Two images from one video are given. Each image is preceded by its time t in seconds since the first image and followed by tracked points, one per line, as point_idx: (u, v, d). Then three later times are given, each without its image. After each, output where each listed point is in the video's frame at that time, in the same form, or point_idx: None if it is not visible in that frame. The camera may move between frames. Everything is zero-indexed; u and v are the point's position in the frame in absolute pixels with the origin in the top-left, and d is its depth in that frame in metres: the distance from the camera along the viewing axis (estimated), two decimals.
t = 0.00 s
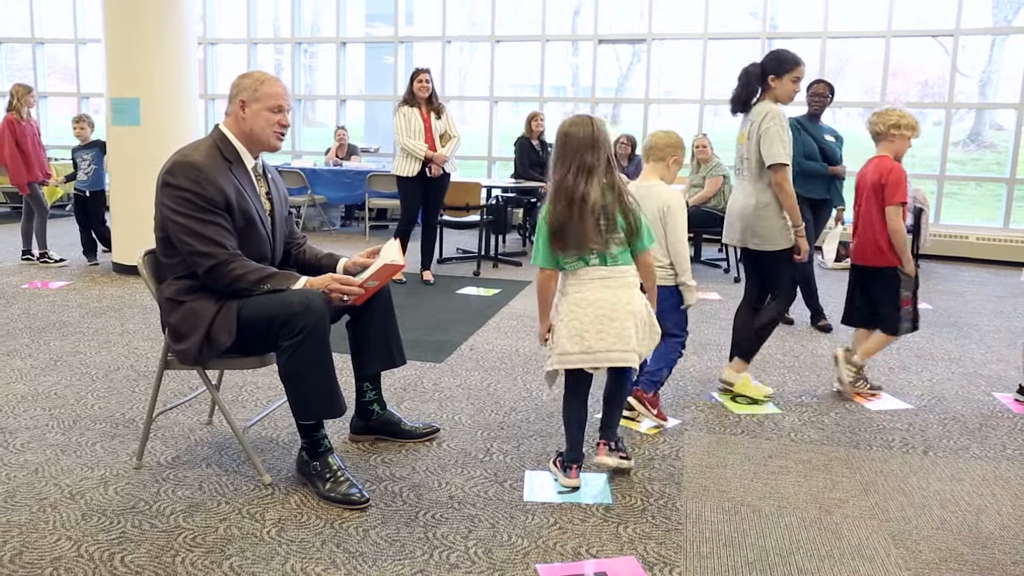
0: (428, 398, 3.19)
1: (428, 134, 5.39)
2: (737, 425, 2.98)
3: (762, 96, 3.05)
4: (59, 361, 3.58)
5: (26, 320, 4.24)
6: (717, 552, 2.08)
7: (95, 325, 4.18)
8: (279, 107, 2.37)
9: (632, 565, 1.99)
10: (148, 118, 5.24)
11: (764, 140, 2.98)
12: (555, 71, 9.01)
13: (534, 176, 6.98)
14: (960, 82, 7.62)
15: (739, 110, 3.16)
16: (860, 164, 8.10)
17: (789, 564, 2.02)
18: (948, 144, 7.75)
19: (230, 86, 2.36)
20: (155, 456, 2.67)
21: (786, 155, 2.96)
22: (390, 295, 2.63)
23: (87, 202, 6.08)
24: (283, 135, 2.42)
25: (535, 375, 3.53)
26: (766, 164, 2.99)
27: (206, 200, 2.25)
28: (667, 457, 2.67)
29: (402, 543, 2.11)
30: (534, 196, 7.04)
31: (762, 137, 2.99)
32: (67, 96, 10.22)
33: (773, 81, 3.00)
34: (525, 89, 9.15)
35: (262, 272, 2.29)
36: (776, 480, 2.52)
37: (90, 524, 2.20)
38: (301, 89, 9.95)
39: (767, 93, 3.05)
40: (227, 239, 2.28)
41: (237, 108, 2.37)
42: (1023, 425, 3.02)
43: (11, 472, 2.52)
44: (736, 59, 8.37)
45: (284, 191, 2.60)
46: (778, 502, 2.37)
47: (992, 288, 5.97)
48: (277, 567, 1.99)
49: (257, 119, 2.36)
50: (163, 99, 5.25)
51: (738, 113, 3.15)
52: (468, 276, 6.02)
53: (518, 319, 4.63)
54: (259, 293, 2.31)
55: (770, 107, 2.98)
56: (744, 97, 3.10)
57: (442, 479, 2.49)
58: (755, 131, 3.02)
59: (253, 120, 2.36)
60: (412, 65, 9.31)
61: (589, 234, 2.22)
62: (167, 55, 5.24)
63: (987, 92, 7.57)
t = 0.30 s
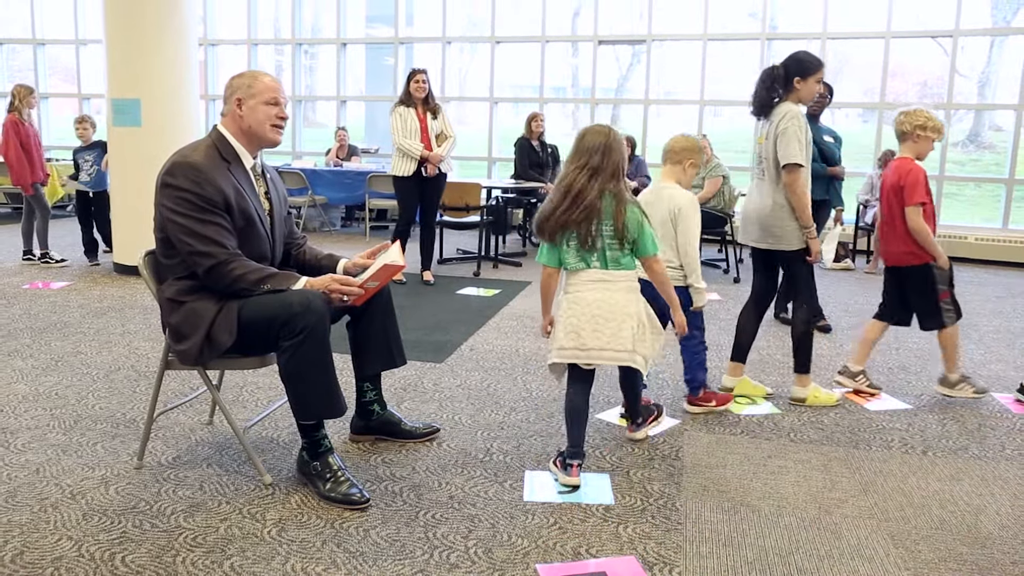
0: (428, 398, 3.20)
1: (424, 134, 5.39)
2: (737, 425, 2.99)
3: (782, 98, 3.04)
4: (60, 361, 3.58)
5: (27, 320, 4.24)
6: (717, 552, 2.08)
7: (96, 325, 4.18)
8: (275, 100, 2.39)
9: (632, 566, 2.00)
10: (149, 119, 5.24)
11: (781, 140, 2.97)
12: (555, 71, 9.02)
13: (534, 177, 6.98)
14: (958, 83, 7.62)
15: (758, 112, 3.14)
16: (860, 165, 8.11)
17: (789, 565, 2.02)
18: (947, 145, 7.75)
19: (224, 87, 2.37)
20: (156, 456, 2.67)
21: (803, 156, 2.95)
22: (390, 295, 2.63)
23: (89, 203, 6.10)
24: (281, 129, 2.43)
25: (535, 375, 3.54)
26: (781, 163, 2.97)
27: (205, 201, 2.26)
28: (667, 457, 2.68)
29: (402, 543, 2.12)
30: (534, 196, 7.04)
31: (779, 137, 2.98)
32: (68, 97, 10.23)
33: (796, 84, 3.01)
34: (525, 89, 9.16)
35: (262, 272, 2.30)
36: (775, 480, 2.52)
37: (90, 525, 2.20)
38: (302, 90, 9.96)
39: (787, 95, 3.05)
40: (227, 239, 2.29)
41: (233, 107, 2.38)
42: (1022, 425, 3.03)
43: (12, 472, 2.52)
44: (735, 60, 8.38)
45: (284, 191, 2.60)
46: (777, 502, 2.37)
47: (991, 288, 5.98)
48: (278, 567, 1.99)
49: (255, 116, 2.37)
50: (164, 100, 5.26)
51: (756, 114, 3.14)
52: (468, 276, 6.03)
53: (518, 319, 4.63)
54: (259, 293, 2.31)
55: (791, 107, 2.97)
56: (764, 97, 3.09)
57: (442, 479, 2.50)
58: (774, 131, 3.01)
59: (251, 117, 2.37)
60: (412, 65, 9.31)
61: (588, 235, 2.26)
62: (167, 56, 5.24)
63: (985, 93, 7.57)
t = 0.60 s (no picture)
0: (428, 399, 3.20)
1: (419, 134, 5.39)
2: (736, 425, 3.00)
3: (816, 97, 2.98)
4: (61, 361, 3.59)
5: (28, 320, 4.25)
6: (716, 552, 2.09)
7: (97, 326, 4.19)
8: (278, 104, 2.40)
9: (632, 566, 2.00)
10: (150, 119, 5.25)
11: (815, 141, 2.92)
12: (555, 72, 9.03)
13: (534, 178, 6.99)
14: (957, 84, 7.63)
15: (793, 111, 3.08)
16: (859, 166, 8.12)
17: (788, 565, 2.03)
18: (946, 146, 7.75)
19: (227, 88, 2.38)
20: (157, 456, 2.68)
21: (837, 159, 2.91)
22: (390, 296, 2.64)
23: (91, 204, 6.12)
24: (282, 132, 2.44)
25: (536, 376, 3.54)
26: (813, 165, 2.93)
27: (207, 201, 2.26)
28: (667, 457, 2.68)
29: (403, 543, 2.12)
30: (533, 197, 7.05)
31: (812, 138, 2.93)
32: (68, 98, 10.24)
33: (833, 85, 2.96)
34: (525, 90, 9.18)
35: (263, 273, 2.31)
36: (774, 480, 2.53)
37: (91, 524, 2.21)
38: (302, 91, 9.97)
39: (822, 94, 2.98)
40: (229, 240, 2.29)
41: (236, 108, 2.39)
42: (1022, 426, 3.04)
43: (13, 471, 2.53)
44: (735, 60, 8.40)
45: (285, 192, 2.61)
46: (776, 502, 2.38)
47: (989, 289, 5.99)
48: (279, 567, 2.00)
49: (258, 118, 2.38)
50: (165, 100, 5.26)
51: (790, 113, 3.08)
52: (468, 277, 6.04)
53: (519, 319, 4.64)
54: (260, 294, 2.32)
55: (827, 108, 2.91)
56: (799, 96, 3.02)
57: (442, 479, 2.51)
58: (807, 131, 2.96)
59: (254, 118, 2.38)
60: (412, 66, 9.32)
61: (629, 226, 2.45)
62: (168, 56, 5.25)
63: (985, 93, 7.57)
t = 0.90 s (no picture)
0: (428, 399, 3.21)
1: (415, 134, 5.40)
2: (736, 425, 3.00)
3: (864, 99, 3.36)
4: (61, 362, 3.60)
5: (28, 320, 4.26)
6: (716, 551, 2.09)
7: (98, 326, 4.19)
8: (282, 114, 2.41)
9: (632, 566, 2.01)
10: (151, 120, 5.26)
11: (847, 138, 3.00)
12: (555, 73, 9.05)
13: (534, 178, 7.00)
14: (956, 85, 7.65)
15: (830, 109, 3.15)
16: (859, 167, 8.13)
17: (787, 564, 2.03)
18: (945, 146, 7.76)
19: (235, 90, 2.39)
20: (157, 456, 2.68)
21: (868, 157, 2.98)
22: (390, 296, 2.64)
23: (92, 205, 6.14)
24: (283, 143, 2.44)
25: (535, 376, 3.55)
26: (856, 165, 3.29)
27: (208, 202, 2.27)
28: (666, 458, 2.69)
29: (403, 543, 2.13)
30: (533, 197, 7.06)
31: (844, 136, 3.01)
32: (69, 99, 10.24)
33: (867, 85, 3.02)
34: (525, 91, 9.19)
35: (263, 273, 2.32)
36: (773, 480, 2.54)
37: (92, 525, 2.22)
38: (302, 92, 9.98)
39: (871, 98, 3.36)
40: (229, 241, 2.30)
41: (240, 111, 2.40)
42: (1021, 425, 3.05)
43: (15, 471, 2.54)
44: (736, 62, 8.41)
45: (285, 193, 2.61)
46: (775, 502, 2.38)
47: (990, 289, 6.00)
48: (279, 567, 2.01)
49: (261, 124, 2.39)
50: (166, 101, 5.27)
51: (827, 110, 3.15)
52: (468, 277, 6.05)
53: (519, 320, 4.65)
54: (261, 295, 2.33)
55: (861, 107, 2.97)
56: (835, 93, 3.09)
57: (442, 479, 2.51)
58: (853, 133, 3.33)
59: (257, 124, 2.39)
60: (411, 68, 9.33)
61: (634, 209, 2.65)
62: (169, 57, 5.26)
63: (984, 94, 7.58)
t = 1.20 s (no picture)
0: (428, 399, 3.22)
1: (412, 135, 5.41)
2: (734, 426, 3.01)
3: (894, 103, 3.12)
4: (62, 362, 3.60)
5: (30, 321, 4.27)
6: (716, 551, 2.10)
7: (98, 327, 4.20)
8: (285, 118, 2.40)
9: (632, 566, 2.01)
10: (151, 121, 5.27)
11: (889, 145, 3.08)
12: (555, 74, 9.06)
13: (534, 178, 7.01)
14: (955, 86, 7.66)
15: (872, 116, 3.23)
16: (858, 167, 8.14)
17: (788, 565, 2.03)
18: (944, 147, 7.77)
19: (238, 91, 2.39)
20: (158, 456, 2.69)
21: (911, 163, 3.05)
22: (391, 297, 2.65)
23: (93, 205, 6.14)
24: (285, 146, 2.44)
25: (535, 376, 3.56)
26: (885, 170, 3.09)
27: (209, 203, 2.28)
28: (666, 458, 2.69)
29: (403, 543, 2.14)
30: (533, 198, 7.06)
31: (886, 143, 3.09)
32: (70, 99, 10.25)
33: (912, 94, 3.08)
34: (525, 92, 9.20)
35: (264, 274, 2.32)
36: (773, 480, 2.54)
37: (93, 525, 2.22)
38: (303, 93, 10.00)
39: (899, 102, 3.11)
40: (230, 242, 2.31)
41: (242, 113, 2.40)
42: (1019, 425, 3.06)
43: (16, 472, 2.55)
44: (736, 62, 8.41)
45: (286, 194, 2.62)
46: (774, 502, 2.39)
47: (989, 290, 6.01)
48: (279, 567, 2.01)
49: (262, 127, 2.39)
50: (166, 102, 5.28)
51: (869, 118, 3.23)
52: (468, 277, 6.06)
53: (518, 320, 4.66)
54: (261, 295, 2.33)
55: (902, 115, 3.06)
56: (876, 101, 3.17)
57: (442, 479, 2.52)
58: (880, 137, 3.11)
59: (258, 126, 2.39)
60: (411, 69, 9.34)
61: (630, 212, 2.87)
62: (169, 57, 5.27)
63: (983, 95, 7.59)
